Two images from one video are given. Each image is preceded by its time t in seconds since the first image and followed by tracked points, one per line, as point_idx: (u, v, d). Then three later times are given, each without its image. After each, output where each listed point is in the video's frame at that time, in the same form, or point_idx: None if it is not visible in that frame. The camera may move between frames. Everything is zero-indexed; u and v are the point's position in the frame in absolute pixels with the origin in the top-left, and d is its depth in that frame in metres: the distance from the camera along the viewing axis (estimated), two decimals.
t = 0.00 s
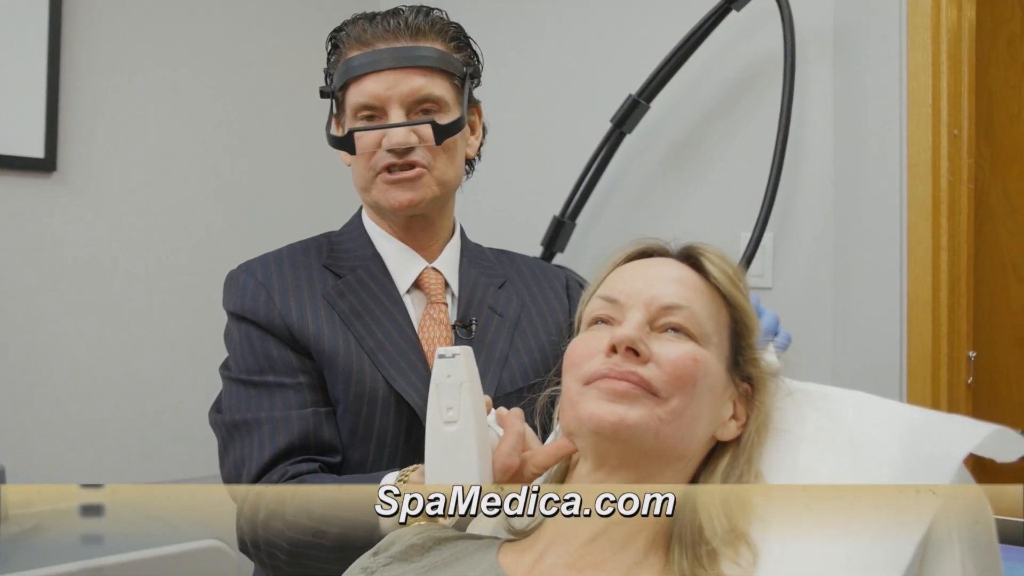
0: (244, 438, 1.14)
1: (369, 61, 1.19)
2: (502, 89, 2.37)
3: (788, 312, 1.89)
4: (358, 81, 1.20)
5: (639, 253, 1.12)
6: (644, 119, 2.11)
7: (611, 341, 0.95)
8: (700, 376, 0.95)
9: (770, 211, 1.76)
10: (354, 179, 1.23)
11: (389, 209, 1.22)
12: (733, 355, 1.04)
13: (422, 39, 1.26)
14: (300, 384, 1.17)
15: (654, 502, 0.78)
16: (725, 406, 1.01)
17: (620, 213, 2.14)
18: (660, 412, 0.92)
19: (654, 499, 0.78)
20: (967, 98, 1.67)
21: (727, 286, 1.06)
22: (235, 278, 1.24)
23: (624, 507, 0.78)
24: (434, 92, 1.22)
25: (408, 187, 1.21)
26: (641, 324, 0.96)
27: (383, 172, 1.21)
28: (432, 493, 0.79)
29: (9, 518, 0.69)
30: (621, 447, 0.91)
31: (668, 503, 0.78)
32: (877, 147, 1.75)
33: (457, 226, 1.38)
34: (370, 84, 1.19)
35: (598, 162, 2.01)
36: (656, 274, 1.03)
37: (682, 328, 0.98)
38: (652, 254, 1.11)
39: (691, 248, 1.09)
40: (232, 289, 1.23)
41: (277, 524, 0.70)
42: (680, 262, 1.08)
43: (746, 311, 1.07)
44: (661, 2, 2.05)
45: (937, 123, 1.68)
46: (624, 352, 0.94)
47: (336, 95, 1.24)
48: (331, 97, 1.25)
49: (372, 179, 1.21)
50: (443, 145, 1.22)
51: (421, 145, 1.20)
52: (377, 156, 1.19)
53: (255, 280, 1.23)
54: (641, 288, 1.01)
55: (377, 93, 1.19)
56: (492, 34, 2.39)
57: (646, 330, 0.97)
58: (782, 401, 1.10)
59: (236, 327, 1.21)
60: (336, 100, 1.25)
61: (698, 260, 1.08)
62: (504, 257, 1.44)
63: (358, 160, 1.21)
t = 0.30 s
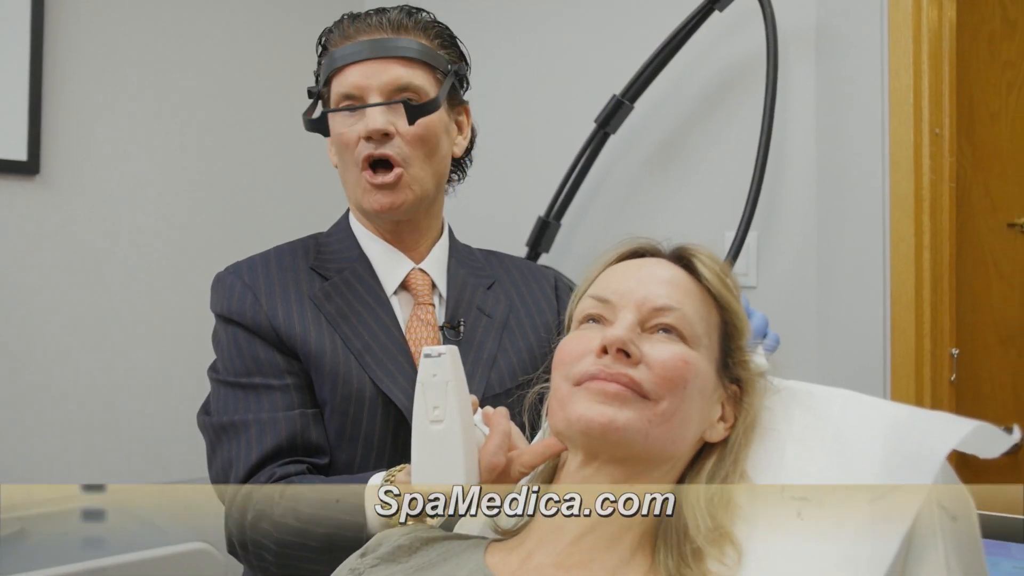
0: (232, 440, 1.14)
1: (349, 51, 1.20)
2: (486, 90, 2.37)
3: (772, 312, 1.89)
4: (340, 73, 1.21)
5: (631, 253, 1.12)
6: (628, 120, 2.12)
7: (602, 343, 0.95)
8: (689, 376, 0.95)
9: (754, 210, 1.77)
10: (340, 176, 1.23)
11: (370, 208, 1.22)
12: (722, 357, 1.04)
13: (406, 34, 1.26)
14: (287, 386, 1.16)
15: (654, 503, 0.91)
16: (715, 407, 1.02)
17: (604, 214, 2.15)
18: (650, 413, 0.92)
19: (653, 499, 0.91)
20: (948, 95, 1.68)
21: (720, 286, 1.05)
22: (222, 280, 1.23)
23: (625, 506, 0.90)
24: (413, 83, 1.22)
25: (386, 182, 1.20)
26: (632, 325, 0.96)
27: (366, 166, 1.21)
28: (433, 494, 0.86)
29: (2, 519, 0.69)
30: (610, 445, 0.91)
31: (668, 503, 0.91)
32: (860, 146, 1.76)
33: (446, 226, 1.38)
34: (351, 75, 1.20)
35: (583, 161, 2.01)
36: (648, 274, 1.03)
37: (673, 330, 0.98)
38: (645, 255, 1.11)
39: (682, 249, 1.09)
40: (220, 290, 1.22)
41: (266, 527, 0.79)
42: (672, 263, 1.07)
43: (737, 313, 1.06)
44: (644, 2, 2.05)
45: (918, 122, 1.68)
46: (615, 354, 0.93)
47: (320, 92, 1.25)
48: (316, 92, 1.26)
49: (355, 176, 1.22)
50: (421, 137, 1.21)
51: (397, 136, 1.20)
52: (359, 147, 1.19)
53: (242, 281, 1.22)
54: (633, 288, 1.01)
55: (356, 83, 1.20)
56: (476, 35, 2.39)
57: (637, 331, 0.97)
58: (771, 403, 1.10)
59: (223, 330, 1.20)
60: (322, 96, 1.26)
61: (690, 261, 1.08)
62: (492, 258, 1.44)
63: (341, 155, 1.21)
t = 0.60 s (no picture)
0: (218, 446, 1.15)
1: (351, 53, 1.21)
2: (473, 94, 2.37)
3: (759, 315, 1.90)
4: (342, 74, 1.22)
5: (625, 258, 1.12)
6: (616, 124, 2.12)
7: (594, 348, 0.94)
8: (679, 383, 0.95)
9: (741, 215, 1.78)
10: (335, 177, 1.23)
11: (364, 204, 1.19)
12: (710, 366, 1.05)
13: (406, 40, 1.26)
14: (272, 392, 1.15)
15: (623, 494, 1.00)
16: (705, 415, 1.04)
17: (592, 219, 2.15)
18: (641, 419, 0.92)
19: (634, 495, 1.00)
20: (934, 101, 1.67)
21: (713, 292, 1.06)
22: (208, 285, 1.22)
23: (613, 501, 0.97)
24: (414, 88, 1.23)
25: (384, 180, 1.18)
26: (624, 330, 0.96)
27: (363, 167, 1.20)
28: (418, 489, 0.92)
29: None
30: (600, 450, 0.91)
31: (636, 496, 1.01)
32: (846, 151, 1.77)
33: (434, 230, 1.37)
34: (352, 77, 1.22)
35: (571, 165, 2.01)
36: (641, 279, 1.03)
37: (665, 337, 0.98)
38: (637, 261, 1.11)
39: (676, 254, 1.09)
40: (207, 295, 1.21)
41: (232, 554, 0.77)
42: (666, 268, 1.08)
43: (728, 320, 1.07)
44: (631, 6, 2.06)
45: (904, 127, 1.68)
46: (607, 359, 0.93)
47: (317, 92, 1.26)
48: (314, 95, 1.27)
49: (351, 173, 1.20)
50: (420, 142, 1.21)
51: (398, 138, 1.19)
52: (357, 147, 1.19)
53: (228, 285, 1.21)
54: (626, 293, 1.02)
55: (357, 84, 1.21)
56: (462, 39, 2.39)
57: (629, 337, 0.97)
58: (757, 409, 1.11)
59: (209, 335, 1.20)
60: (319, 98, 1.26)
61: (682, 266, 1.08)
62: (478, 261, 1.43)
63: (337, 155, 1.21)
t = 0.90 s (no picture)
0: (212, 439, 1.14)
1: (348, 52, 1.21)
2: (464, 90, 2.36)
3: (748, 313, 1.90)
4: (339, 72, 1.22)
5: (628, 256, 1.12)
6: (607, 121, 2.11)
7: (594, 350, 0.94)
8: (676, 387, 0.95)
9: (731, 213, 1.78)
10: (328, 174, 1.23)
11: (357, 204, 1.19)
12: (709, 368, 1.05)
13: (404, 38, 1.26)
14: (267, 385, 1.16)
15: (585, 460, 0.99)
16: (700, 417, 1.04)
17: (582, 216, 2.14)
18: (636, 422, 0.92)
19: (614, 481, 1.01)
20: (923, 100, 1.65)
21: (715, 294, 1.06)
22: (199, 280, 1.22)
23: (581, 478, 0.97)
24: (410, 89, 1.22)
25: (377, 182, 1.18)
26: (624, 333, 0.96)
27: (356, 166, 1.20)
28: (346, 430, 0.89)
29: None
30: (595, 452, 0.91)
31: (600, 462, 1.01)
32: (837, 150, 1.77)
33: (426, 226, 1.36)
34: (349, 75, 1.21)
35: (562, 161, 2.01)
36: (642, 279, 1.03)
37: (665, 340, 0.98)
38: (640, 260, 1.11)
39: (678, 254, 1.09)
40: (197, 291, 1.21)
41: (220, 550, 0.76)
42: (669, 269, 1.07)
43: (730, 322, 1.07)
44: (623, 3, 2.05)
45: (893, 127, 1.65)
46: (606, 362, 0.93)
47: (312, 88, 1.25)
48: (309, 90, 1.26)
49: (345, 172, 1.20)
50: (416, 144, 1.21)
51: (393, 139, 1.19)
52: (350, 147, 1.19)
53: (221, 280, 1.21)
54: (628, 293, 1.01)
55: (354, 83, 1.21)
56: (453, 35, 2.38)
57: (629, 339, 0.97)
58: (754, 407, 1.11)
59: (201, 330, 1.19)
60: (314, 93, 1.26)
61: (684, 266, 1.08)
62: (471, 257, 1.42)
63: (331, 153, 1.21)
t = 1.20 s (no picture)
0: (202, 435, 1.13)
1: (343, 54, 1.20)
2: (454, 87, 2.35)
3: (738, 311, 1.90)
4: (334, 72, 1.21)
5: (620, 253, 1.11)
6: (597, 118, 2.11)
7: (588, 347, 0.94)
8: (671, 383, 0.95)
9: (721, 212, 1.78)
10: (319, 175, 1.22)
11: (347, 209, 1.19)
12: (701, 365, 1.05)
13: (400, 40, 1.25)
14: (254, 381, 1.15)
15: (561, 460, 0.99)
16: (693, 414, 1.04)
17: (572, 214, 2.14)
18: (631, 419, 0.92)
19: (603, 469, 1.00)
20: (913, 100, 1.63)
21: (707, 291, 1.06)
22: (186, 276, 1.21)
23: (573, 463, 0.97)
24: (405, 93, 1.22)
25: (368, 188, 1.18)
26: (618, 330, 0.96)
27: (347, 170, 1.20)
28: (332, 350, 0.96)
29: None
30: (589, 450, 0.91)
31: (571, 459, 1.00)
32: (827, 149, 1.77)
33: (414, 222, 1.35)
34: (344, 77, 1.20)
35: (552, 160, 2.00)
36: (635, 275, 1.03)
37: (659, 336, 0.98)
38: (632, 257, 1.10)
39: (671, 251, 1.09)
40: (184, 287, 1.20)
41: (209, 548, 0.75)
42: (662, 267, 1.07)
43: (723, 318, 1.07)
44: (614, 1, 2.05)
45: (882, 126, 1.64)
46: (600, 359, 0.93)
47: (304, 83, 1.24)
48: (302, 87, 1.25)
49: (337, 176, 1.20)
50: (409, 149, 1.20)
51: (387, 146, 1.18)
52: (342, 150, 1.18)
53: (207, 275, 1.20)
54: (621, 290, 1.01)
55: (349, 86, 1.20)
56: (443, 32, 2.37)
57: (623, 336, 0.97)
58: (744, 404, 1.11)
59: (188, 326, 1.19)
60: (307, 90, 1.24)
61: (678, 264, 1.08)
62: (459, 251, 1.40)
63: (322, 154, 1.20)
